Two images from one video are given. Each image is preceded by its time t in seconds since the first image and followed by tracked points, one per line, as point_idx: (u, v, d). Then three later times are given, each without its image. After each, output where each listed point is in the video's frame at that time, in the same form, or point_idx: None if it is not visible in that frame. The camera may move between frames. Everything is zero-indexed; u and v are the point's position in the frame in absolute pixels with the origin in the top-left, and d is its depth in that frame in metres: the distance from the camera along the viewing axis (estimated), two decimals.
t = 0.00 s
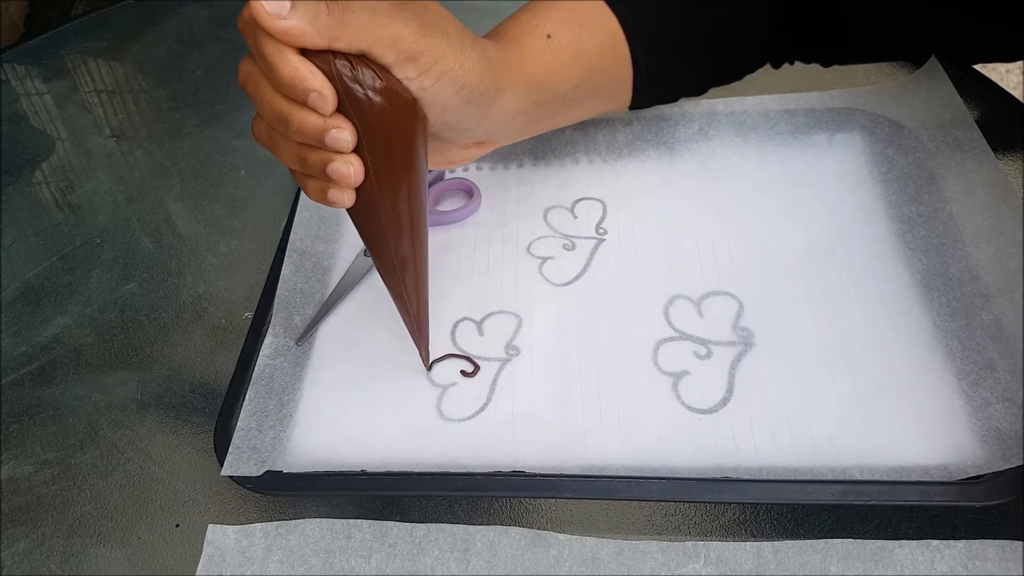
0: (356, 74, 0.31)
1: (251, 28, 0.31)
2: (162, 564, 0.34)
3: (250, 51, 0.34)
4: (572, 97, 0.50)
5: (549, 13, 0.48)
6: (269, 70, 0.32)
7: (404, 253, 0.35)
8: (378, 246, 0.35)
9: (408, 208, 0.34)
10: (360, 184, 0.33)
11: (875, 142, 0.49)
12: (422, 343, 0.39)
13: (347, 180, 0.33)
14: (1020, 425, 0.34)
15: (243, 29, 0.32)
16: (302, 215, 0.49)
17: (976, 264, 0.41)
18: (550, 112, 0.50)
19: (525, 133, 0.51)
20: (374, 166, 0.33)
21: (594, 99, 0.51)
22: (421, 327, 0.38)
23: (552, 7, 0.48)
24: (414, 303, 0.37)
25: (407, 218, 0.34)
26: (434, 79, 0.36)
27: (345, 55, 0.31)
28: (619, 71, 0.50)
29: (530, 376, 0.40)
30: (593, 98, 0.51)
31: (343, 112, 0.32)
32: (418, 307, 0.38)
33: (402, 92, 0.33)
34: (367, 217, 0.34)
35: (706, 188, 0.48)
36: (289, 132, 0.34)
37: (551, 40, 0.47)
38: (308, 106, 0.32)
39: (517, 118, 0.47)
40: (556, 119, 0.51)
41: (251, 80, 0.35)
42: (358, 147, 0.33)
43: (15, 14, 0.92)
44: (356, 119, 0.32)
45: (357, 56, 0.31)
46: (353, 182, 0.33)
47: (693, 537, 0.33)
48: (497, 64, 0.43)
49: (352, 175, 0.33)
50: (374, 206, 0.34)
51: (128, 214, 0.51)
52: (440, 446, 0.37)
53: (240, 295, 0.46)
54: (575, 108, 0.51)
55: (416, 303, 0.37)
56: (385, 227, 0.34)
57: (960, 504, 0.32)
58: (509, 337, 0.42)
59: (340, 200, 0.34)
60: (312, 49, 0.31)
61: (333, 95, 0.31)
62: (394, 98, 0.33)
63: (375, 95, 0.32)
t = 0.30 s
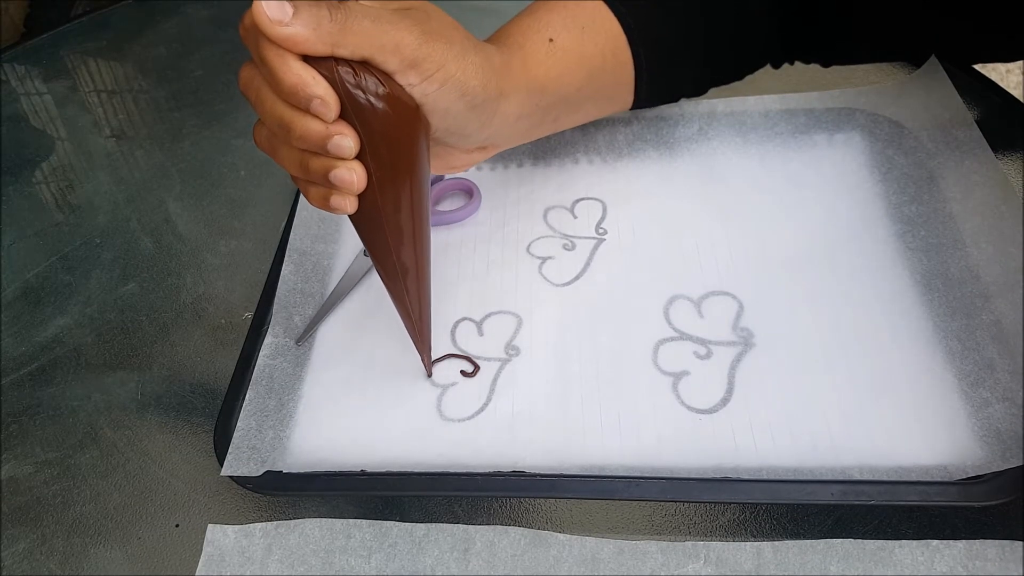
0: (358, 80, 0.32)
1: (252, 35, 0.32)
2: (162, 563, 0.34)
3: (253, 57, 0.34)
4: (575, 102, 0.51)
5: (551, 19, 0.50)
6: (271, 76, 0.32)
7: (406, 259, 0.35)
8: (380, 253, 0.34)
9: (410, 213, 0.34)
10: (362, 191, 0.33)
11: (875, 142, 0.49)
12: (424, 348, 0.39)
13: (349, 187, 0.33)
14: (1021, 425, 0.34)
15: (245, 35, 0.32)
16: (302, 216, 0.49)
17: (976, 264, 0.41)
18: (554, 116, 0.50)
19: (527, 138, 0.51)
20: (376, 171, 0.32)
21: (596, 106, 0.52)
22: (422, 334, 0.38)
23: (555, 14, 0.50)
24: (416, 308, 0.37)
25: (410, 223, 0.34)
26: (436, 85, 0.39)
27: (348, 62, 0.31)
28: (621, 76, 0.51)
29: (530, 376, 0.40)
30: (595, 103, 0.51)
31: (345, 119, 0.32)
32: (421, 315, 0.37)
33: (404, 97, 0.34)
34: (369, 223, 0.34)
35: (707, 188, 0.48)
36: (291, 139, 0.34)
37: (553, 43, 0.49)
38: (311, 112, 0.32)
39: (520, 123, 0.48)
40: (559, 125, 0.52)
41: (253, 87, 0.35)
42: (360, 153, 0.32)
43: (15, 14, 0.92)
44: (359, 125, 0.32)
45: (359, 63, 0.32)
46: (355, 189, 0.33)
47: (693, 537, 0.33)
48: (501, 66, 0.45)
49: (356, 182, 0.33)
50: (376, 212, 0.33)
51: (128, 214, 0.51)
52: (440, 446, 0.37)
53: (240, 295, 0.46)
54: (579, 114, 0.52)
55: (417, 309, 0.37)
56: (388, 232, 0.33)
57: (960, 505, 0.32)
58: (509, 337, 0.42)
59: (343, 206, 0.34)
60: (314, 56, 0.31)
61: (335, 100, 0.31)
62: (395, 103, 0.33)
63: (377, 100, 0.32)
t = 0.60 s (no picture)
0: (361, 83, 0.32)
1: (257, 39, 0.32)
2: (161, 563, 0.34)
3: (256, 60, 0.34)
4: (578, 103, 0.51)
5: (554, 20, 0.50)
6: (274, 80, 0.33)
7: (411, 262, 0.34)
8: (385, 256, 0.34)
9: (415, 215, 0.33)
10: (367, 194, 0.33)
11: (875, 142, 0.49)
12: (430, 352, 0.38)
13: (353, 190, 0.33)
14: (1020, 425, 0.34)
15: (249, 38, 0.33)
16: (302, 216, 0.49)
17: (976, 264, 0.41)
18: (557, 117, 0.50)
19: (531, 139, 0.51)
20: (380, 174, 0.32)
21: (599, 107, 0.51)
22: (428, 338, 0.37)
23: (558, 15, 0.51)
24: (421, 312, 0.36)
25: (414, 226, 0.34)
26: (440, 88, 0.39)
27: (351, 65, 0.32)
28: (624, 77, 0.51)
29: (530, 376, 0.40)
30: (597, 104, 0.51)
31: (349, 121, 0.32)
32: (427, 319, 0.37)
33: (409, 100, 0.34)
34: (374, 226, 0.34)
35: (707, 188, 0.48)
36: (295, 142, 0.34)
37: (556, 45, 0.50)
38: (315, 115, 0.32)
39: (523, 124, 0.48)
40: (563, 126, 0.52)
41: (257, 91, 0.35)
42: (365, 156, 0.32)
43: (15, 14, 0.92)
44: (363, 128, 0.32)
45: (363, 66, 0.32)
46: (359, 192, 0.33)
47: (693, 537, 0.33)
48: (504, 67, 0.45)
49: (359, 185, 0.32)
50: (381, 215, 0.33)
51: (128, 214, 0.51)
52: (440, 446, 0.37)
53: (240, 295, 0.46)
54: (582, 115, 0.52)
55: (422, 311, 0.36)
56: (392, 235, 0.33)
57: (960, 505, 0.32)
58: (509, 337, 0.42)
59: (347, 209, 0.34)
60: (317, 59, 0.31)
61: (339, 104, 0.31)
62: (399, 105, 0.33)
63: (381, 103, 0.32)
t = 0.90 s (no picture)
0: (369, 87, 0.32)
1: (263, 44, 0.32)
2: (161, 563, 0.34)
3: (261, 65, 0.34)
4: (581, 104, 0.50)
5: (558, 21, 0.50)
6: (281, 85, 0.33)
7: (417, 266, 0.34)
8: (392, 259, 0.34)
9: (421, 219, 0.34)
10: (374, 198, 0.33)
11: (875, 142, 0.49)
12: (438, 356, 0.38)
13: (360, 195, 0.33)
14: (1020, 425, 0.34)
15: (254, 43, 0.33)
16: (302, 216, 0.49)
17: (976, 265, 0.41)
18: (560, 118, 0.50)
19: (534, 140, 0.51)
20: (387, 178, 0.32)
21: (602, 108, 0.51)
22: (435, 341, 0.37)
23: (560, 16, 0.50)
24: (428, 315, 0.36)
25: (420, 229, 0.34)
26: (446, 91, 0.39)
27: (358, 69, 0.32)
28: (626, 78, 0.51)
29: (530, 376, 0.40)
30: (599, 105, 0.51)
31: (356, 126, 0.32)
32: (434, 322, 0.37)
33: (416, 104, 0.34)
34: (381, 230, 0.34)
35: (707, 189, 0.48)
36: (301, 147, 0.34)
37: (560, 47, 0.49)
38: (322, 120, 0.32)
39: (527, 126, 0.48)
40: (566, 127, 0.52)
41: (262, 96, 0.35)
42: (372, 161, 0.32)
43: (15, 14, 0.92)
44: (370, 132, 0.32)
45: (370, 70, 0.32)
46: (366, 196, 0.33)
47: (693, 537, 0.33)
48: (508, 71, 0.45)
49: (366, 189, 0.32)
50: (388, 219, 0.33)
51: (128, 214, 0.51)
52: (440, 446, 0.37)
53: (240, 295, 0.46)
54: (585, 116, 0.51)
55: (430, 315, 0.36)
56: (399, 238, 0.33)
57: (960, 505, 0.32)
58: (509, 337, 0.42)
59: (354, 213, 0.34)
60: (323, 63, 0.31)
61: (347, 108, 0.31)
62: (407, 109, 0.33)
63: (388, 107, 0.32)
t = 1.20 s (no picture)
0: (377, 86, 0.32)
1: (271, 44, 0.32)
2: (161, 563, 0.34)
3: (269, 65, 0.34)
4: (584, 103, 0.50)
5: (561, 20, 0.50)
6: (289, 85, 0.33)
7: (425, 265, 0.34)
8: (401, 258, 0.34)
9: (429, 218, 0.33)
10: (383, 198, 0.33)
11: (875, 142, 0.49)
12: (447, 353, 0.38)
13: (369, 194, 0.33)
14: (1020, 425, 0.34)
15: (261, 43, 0.33)
16: (302, 216, 0.49)
17: (976, 264, 0.41)
18: (563, 117, 0.50)
19: (538, 139, 0.51)
20: (395, 177, 0.32)
21: (604, 107, 0.51)
22: (444, 338, 0.37)
23: (564, 15, 0.50)
24: (437, 313, 0.36)
25: (428, 228, 0.34)
26: (453, 89, 0.39)
27: (367, 68, 0.32)
28: (629, 77, 0.51)
29: (530, 376, 0.40)
30: (601, 105, 0.51)
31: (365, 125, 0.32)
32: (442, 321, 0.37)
33: (424, 101, 0.34)
34: (390, 228, 0.34)
35: (706, 189, 0.48)
36: (310, 147, 0.35)
37: (564, 45, 0.49)
38: (331, 120, 0.32)
39: (531, 125, 0.48)
40: (569, 126, 0.52)
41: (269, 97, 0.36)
42: (380, 160, 0.32)
43: (15, 15, 0.92)
44: (378, 131, 0.32)
45: (377, 68, 0.32)
46: (375, 195, 0.33)
47: (693, 537, 0.33)
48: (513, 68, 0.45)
49: (375, 188, 0.32)
50: (396, 218, 0.33)
51: (128, 214, 0.51)
52: (440, 446, 0.37)
53: (241, 294, 0.46)
54: (587, 115, 0.51)
55: (439, 313, 0.36)
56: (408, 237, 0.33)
57: (960, 505, 0.32)
58: (509, 337, 0.42)
59: (362, 213, 0.33)
60: (331, 62, 0.31)
61: (355, 108, 0.31)
62: (415, 107, 0.33)
63: (397, 105, 0.32)
